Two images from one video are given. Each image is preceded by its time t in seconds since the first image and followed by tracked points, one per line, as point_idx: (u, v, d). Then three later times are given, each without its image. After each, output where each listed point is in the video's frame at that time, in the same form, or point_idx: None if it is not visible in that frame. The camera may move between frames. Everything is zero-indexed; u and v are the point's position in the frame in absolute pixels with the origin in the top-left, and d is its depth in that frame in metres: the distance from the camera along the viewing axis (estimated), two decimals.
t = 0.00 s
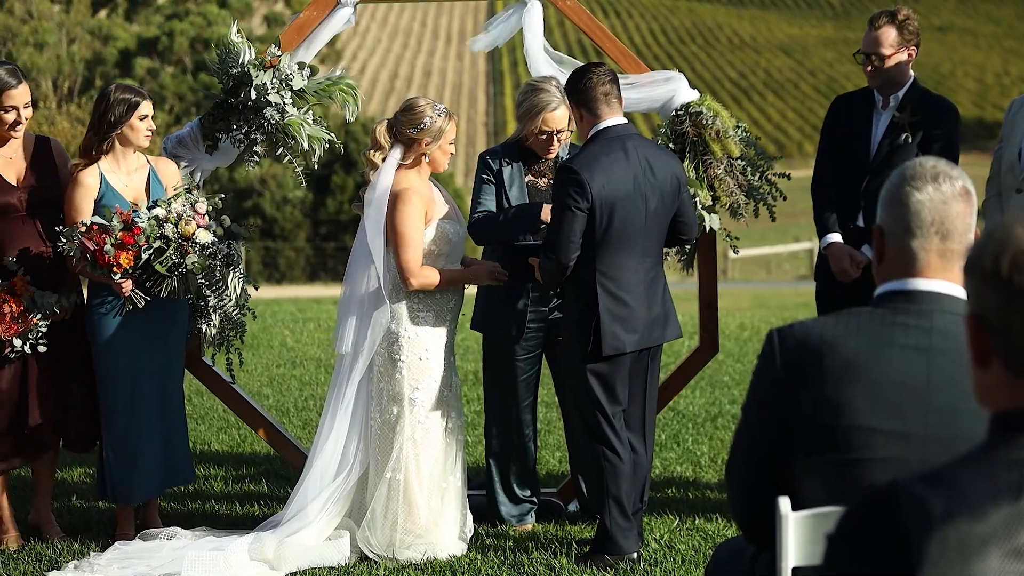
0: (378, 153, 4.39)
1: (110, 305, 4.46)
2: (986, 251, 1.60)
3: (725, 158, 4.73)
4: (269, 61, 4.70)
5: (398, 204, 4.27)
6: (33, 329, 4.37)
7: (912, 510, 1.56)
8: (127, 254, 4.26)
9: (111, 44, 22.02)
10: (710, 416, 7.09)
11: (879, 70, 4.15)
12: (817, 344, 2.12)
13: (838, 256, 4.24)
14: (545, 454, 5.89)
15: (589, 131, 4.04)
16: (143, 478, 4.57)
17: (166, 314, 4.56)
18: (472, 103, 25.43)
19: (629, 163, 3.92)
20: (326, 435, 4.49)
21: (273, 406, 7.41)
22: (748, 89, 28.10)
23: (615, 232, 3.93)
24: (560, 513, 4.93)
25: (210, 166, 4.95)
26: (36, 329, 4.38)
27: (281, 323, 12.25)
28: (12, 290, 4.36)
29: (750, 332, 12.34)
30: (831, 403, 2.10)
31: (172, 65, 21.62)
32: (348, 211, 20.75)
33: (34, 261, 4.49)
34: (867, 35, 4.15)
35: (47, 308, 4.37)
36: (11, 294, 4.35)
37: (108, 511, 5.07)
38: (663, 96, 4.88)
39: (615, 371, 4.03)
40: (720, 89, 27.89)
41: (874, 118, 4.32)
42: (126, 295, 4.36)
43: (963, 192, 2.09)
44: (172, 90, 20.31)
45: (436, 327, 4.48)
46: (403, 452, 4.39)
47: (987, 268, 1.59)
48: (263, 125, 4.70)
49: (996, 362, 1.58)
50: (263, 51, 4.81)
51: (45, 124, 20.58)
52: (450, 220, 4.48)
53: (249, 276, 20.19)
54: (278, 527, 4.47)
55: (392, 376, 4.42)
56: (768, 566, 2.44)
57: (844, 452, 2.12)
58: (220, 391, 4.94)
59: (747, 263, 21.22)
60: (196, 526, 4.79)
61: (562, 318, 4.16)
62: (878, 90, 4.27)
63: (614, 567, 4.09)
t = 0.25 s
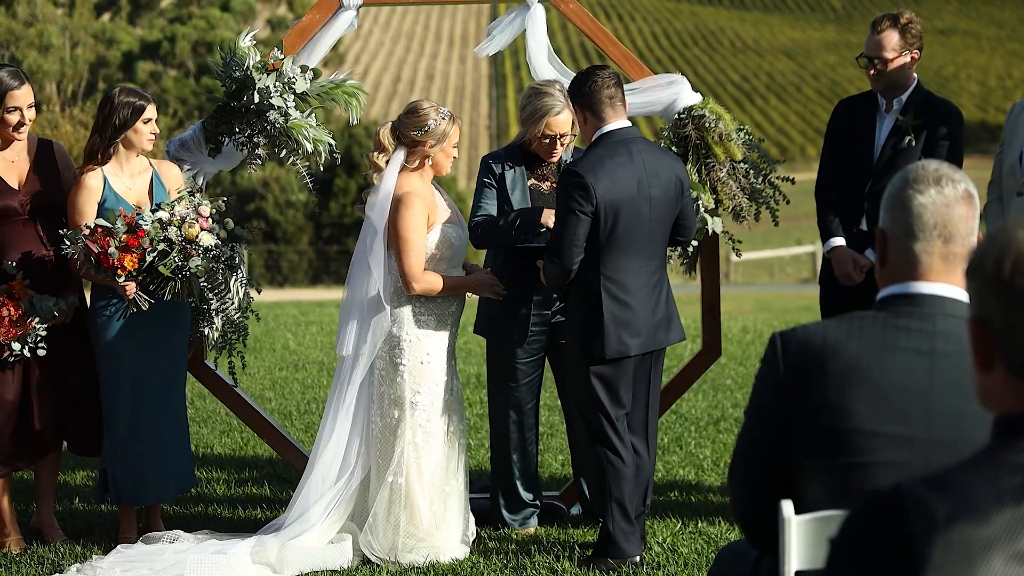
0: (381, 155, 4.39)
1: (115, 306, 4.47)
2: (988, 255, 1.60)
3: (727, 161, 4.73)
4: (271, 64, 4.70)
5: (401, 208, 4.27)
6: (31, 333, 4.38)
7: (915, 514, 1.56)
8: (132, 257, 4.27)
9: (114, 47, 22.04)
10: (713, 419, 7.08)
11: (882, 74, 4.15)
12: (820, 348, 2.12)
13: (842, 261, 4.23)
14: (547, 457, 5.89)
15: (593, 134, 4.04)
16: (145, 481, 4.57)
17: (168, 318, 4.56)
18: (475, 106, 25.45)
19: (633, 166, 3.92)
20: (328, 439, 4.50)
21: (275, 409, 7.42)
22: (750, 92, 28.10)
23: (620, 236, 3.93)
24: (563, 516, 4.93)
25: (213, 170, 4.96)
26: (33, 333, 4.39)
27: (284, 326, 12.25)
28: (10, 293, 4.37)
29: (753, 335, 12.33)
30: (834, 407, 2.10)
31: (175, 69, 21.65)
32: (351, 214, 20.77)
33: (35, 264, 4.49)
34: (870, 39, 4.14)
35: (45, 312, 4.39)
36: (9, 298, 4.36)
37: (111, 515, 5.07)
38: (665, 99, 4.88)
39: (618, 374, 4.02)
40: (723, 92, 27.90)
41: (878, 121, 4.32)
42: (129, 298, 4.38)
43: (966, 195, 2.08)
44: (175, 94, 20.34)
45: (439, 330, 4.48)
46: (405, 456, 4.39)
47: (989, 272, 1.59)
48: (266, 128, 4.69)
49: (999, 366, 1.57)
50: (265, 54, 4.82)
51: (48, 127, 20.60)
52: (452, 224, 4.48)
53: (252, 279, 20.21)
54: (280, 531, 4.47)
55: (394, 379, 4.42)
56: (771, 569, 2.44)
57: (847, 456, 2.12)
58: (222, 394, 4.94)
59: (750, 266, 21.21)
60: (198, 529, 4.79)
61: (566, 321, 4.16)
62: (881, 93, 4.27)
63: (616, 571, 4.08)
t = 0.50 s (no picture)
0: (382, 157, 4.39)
1: (118, 308, 4.48)
2: (991, 258, 1.60)
3: (730, 163, 4.73)
4: (273, 66, 4.71)
5: (402, 211, 4.27)
6: (33, 330, 4.36)
7: (918, 516, 1.56)
8: (137, 258, 4.27)
9: (117, 50, 22.07)
10: (716, 421, 7.08)
11: (885, 76, 4.16)
12: (823, 350, 2.12)
13: (847, 264, 4.24)
14: (550, 459, 5.89)
15: (597, 136, 4.04)
16: (148, 484, 4.57)
17: (171, 320, 4.56)
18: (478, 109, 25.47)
19: (638, 168, 3.91)
20: (331, 441, 4.50)
21: (278, 411, 7.42)
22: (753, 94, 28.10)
23: (625, 238, 3.93)
24: (566, 518, 4.93)
25: (216, 172, 4.93)
26: (35, 331, 4.37)
27: (287, 328, 12.26)
28: (12, 290, 4.37)
29: (756, 337, 12.33)
30: (837, 409, 2.10)
31: (178, 71, 21.67)
32: (354, 216, 20.78)
33: (38, 265, 4.49)
34: (874, 41, 4.15)
35: (47, 309, 4.39)
36: (10, 295, 4.37)
37: (114, 517, 5.07)
38: (668, 102, 4.85)
39: (622, 376, 4.02)
40: (725, 94, 27.90)
41: (881, 123, 4.32)
42: (133, 299, 4.39)
43: (969, 197, 2.08)
44: (178, 96, 20.36)
45: (441, 332, 4.48)
46: (407, 458, 4.39)
47: (993, 274, 1.59)
48: (269, 130, 4.70)
49: (1002, 368, 1.57)
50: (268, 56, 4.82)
51: (51, 130, 20.62)
52: (454, 226, 4.48)
53: (255, 281, 20.22)
54: (283, 533, 4.47)
55: (396, 382, 4.43)
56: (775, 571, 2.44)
57: (849, 458, 2.12)
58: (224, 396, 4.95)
59: (753, 268, 21.20)
60: (201, 531, 4.79)
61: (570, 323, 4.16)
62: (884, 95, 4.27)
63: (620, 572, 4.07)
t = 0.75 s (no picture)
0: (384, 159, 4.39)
1: (122, 311, 4.47)
2: (995, 259, 1.59)
3: (733, 164, 4.73)
4: (277, 67, 4.70)
5: (404, 212, 4.27)
6: (33, 331, 4.37)
7: (922, 518, 1.56)
8: (138, 257, 4.28)
9: (120, 51, 22.09)
10: (719, 423, 7.08)
11: (889, 78, 4.15)
12: (826, 352, 2.12)
13: (851, 266, 4.23)
14: (553, 460, 5.89)
15: (600, 137, 4.04)
16: (151, 485, 4.57)
17: (174, 321, 4.56)
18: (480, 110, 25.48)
19: (642, 169, 3.91)
20: (334, 442, 4.50)
21: (281, 413, 7.42)
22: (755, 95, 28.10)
23: (630, 240, 3.93)
24: (568, 519, 4.93)
25: (218, 173, 4.97)
26: (35, 331, 4.38)
27: (289, 329, 12.27)
28: (12, 290, 4.37)
29: (758, 339, 12.33)
30: (841, 411, 2.10)
31: (181, 72, 21.69)
32: (356, 218, 20.79)
33: (41, 265, 4.50)
34: (877, 43, 4.14)
35: (47, 310, 4.40)
36: (12, 295, 4.37)
37: (116, 518, 5.07)
38: (672, 102, 4.86)
39: (625, 377, 4.02)
40: (728, 95, 27.89)
41: (885, 125, 4.32)
42: (136, 299, 4.37)
43: (973, 199, 2.08)
44: (180, 97, 20.37)
45: (443, 334, 4.48)
46: (410, 459, 4.39)
47: (997, 275, 1.58)
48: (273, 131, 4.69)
49: (1006, 370, 1.57)
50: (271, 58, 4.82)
51: (54, 131, 20.64)
52: (456, 228, 4.48)
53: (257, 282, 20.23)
54: (286, 535, 4.47)
55: (399, 383, 4.43)
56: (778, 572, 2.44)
57: (853, 460, 2.11)
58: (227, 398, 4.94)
59: (756, 269, 21.20)
60: (203, 532, 4.80)
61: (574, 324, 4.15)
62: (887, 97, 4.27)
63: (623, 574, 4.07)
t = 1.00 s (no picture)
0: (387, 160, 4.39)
1: (122, 311, 4.48)
2: (999, 259, 1.59)
3: (735, 165, 4.73)
4: (279, 68, 4.70)
5: (407, 213, 4.27)
6: (36, 328, 4.38)
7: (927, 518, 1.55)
8: (138, 258, 4.27)
9: (122, 52, 22.11)
10: (721, 424, 7.07)
11: (893, 80, 4.14)
12: (830, 353, 2.12)
13: (853, 267, 4.23)
14: (555, 461, 5.89)
15: (602, 137, 4.04)
16: (153, 486, 4.57)
17: (177, 322, 4.56)
18: (482, 111, 25.50)
19: (645, 170, 3.91)
20: (336, 442, 4.50)
21: (283, 413, 7.43)
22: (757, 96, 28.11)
23: (633, 240, 3.92)
24: (571, 520, 4.93)
25: (220, 173, 4.98)
26: (37, 329, 4.39)
27: (291, 330, 12.28)
28: (15, 288, 4.37)
29: (760, 339, 12.33)
30: (844, 412, 2.10)
31: (182, 73, 21.71)
32: (358, 218, 20.80)
33: (44, 266, 4.51)
34: (880, 45, 4.14)
35: (49, 306, 4.41)
36: (14, 292, 4.37)
37: (118, 519, 5.07)
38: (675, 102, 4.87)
39: (628, 378, 4.02)
40: (729, 96, 27.90)
41: (888, 126, 4.32)
42: (137, 300, 4.38)
43: (976, 199, 2.09)
44: (182, 98, 20.38)
45: (446, 335, 4.48)
46: (412, 460, 4.39)
47: (1001, 276, 1.58)
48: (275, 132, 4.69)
49: (1011, 370, 1.57)
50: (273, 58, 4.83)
51: (56, 132, 20.66)
52: (459, 229, 4.48)
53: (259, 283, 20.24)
54: (288, 536, 4.47)
55: (401, 384, 4.43)
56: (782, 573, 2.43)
57: (856, 461, 2.11)
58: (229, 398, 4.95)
59: (757, 270, 21.20)
60: (206, 533, 4.80)
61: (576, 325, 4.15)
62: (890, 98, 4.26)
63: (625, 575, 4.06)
